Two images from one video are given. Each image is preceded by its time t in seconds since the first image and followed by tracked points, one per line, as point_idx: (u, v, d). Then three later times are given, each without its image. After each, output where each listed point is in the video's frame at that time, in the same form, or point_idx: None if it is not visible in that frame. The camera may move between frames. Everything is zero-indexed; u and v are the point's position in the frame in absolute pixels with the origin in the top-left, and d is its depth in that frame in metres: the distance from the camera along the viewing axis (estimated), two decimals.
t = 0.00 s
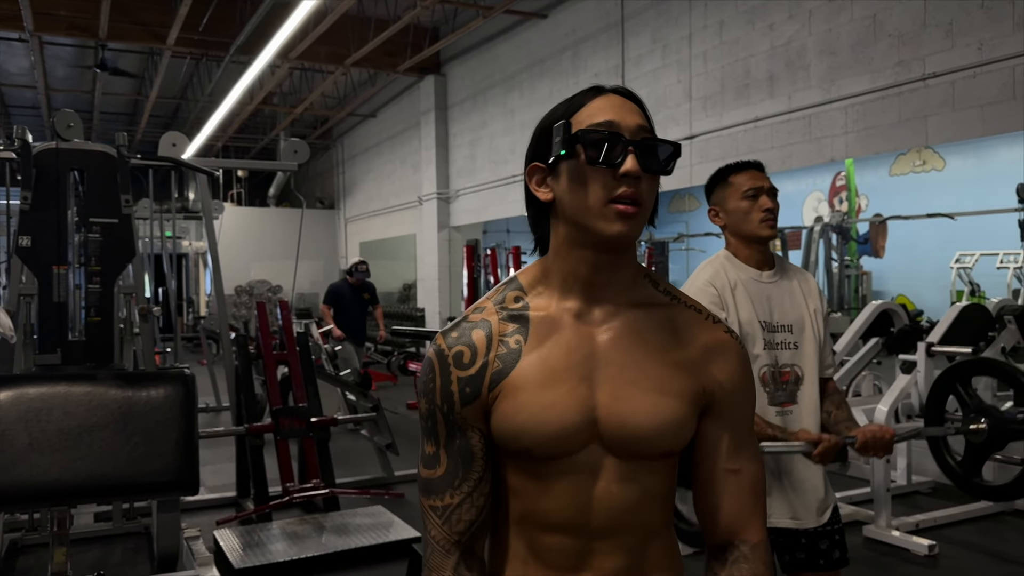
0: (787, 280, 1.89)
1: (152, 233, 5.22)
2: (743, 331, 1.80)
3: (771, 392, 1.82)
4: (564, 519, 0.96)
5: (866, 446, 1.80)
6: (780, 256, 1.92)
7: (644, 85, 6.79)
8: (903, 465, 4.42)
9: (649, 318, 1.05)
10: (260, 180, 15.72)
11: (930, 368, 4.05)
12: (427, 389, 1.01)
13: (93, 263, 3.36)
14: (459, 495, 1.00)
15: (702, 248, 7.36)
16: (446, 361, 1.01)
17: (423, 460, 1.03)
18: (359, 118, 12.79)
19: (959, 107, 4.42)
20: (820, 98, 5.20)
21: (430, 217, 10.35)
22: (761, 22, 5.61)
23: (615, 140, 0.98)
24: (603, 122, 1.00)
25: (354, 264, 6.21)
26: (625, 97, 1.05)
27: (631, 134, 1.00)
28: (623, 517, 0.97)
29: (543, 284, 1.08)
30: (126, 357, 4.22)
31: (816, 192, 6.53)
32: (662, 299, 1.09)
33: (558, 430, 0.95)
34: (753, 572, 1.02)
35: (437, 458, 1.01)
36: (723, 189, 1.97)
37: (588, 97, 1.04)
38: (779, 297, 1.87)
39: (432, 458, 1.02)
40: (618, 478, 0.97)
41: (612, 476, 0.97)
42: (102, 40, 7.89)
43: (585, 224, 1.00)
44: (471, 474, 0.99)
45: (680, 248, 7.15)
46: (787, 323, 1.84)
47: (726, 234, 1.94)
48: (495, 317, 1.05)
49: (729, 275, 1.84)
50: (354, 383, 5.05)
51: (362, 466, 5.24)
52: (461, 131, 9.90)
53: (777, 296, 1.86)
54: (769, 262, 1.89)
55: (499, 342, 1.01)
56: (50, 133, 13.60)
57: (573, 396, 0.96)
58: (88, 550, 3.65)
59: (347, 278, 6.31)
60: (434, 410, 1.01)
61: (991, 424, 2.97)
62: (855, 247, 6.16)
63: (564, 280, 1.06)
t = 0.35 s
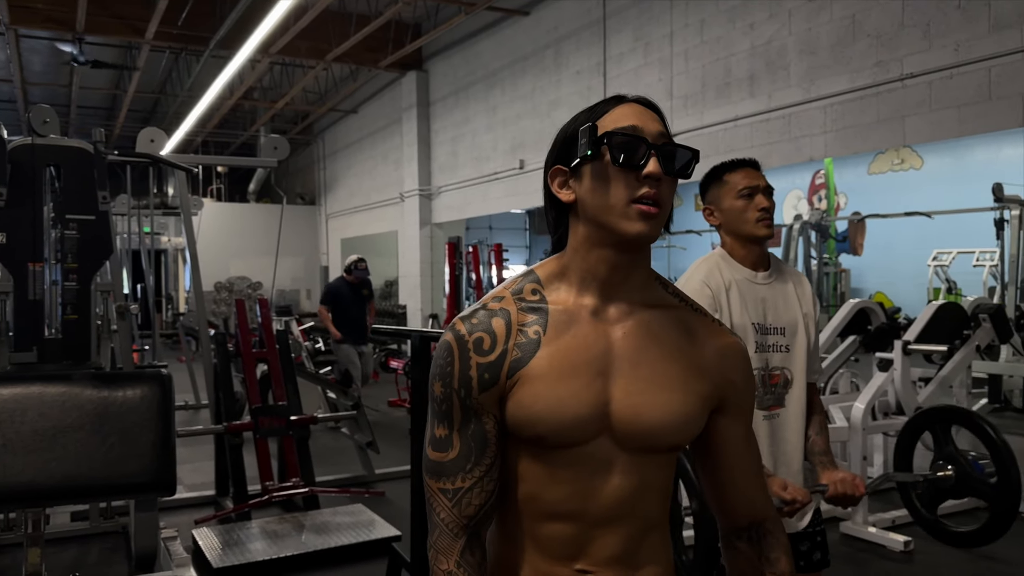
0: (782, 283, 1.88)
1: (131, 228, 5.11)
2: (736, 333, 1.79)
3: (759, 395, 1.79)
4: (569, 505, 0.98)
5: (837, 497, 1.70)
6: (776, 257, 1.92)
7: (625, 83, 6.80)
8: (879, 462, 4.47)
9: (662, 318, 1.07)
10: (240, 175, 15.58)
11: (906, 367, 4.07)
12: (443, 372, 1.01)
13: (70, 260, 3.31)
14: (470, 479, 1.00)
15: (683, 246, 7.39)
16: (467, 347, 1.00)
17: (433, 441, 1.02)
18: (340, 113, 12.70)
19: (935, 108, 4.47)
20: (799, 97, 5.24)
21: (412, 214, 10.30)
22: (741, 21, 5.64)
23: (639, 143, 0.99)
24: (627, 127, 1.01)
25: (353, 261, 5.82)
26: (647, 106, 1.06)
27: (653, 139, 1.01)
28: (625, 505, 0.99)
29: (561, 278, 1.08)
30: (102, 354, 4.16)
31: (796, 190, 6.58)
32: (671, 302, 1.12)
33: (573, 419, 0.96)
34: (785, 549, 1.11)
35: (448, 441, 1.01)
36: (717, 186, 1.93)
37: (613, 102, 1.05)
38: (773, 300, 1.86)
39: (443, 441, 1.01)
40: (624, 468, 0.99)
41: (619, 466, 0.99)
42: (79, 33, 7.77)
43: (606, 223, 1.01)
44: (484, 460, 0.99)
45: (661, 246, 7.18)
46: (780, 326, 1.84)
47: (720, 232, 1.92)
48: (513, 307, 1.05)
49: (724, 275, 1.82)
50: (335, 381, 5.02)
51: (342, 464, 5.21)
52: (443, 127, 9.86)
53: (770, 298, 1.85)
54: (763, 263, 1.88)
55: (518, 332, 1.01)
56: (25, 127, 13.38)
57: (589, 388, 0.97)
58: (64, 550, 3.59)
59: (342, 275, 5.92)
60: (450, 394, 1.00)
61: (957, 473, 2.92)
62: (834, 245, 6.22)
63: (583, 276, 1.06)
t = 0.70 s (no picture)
0: (779, 280, 1.89)
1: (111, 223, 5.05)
2: (733, 332, 1.79)
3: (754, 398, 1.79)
4: (548, 494, 1.00)
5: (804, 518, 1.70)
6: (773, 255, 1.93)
7: (609, 79, 6.82)
8: (859, 458, 4.53)
9: (644, 314, 1.09)
10: (222, 170, 15.45)
11: (886, 362, 4.12)
12: (433, 363, 1.03)
13: (49, 255, 3.28)
14: (461, 466, 1.02)
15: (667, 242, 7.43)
16: (455, 338, 1.02)
17: (423, 430, 1.05)
18: (323, 107, 12.63)
19: (916, 105, 4.52)
20: (782, 95, 5.28)
21: (396, 210, 10.27)
22: (724, 19, 5.67)
23: (617, 144, 1.01)
24: (609, 129, 1.03)
25: (354, 255, 5.84)
26: (628, 110, 1.08)
27: (631, 140, 1.03)
28: (601, 495, 1.01)
29: (548, 275, 1.09)
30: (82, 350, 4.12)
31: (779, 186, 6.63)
32: (654, 301, 1.13)
33: (552, 411, 0.98)
34: (723, 558, 1.09)
35: (438, 429, 1.03)
36: (714, 184, 1.94)
37: (596, 105, 1.07)
38: (770, 300, 1.86)
39: (433, 430, 1.03)
40: (601, 459, 1.01)
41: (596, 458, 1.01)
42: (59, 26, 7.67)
43: (588, 222, 1.03)
44: (472, 448, 1.02)
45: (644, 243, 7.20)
46: (777, 326, 1.84)
47: (720, 229, 1.92)
48: (501, 301, 1.06)
49: (723, 273, 1.82)
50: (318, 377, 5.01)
51: (326, 461, 5.20)
52: (427, 122, 9.84)
53: (768, 298, 1.85)
54: (762, 261, 1.89)
55: (504, 324, 1.03)
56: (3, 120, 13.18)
57: (570, 380, 0.99)
58: (44, 548, 3.56)
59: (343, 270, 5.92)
60: (440, 383, 1.02)
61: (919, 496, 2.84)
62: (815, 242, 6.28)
63: (568, 272, 1.08)
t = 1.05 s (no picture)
0: (758, 274, 1.92)
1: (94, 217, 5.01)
2: (716, 327, 1.81)
3: (736, 391, 1.82)
4: (493, 475, 1.02)
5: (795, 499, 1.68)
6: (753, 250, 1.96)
7: (595, 75, 6.84)
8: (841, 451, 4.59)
9: (578, 302, 1.10)
10: (205, 163, 15.34)
11: (868, 357, 4.17)
12: (375, 362, 1.07)
13: (31, 249, 3.26)
14: (404, 455, 1.05)
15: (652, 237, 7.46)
16: (392, 336, 1.05)
17: (371, 425, 1.08)
18: (308, 101, 12.57)
19: (899, 102, 4.57)
20: (766, 91, 5.33)
21: (382, 204, 10.26)
22: (710, 14, 5.70)
23: (523, 150, 1.03)
24: (518, 134, 1.05)
25: (362, 246, 5.77)
26: (543, 110, 1.11)
27: (536, 142, 1.05)
28: (542, 475, 1.02)
29: (485, 272, 1.12)
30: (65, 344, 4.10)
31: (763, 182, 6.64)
32: (591, 288, 1.14)
33: (484, 397, 1.01)
34: (681, 520, 1.11)
35: (383, 423, 1.07)
36: (697, 180, 1.96)
37: (510, 111, 1.09)
38: (751, 295, 1.89)
39: (379, 424, 1.07)
40: (538, 440, 1.02)
41: (535, 437, 1.02)
42: (40, 17, 7.58)
43: (506, 223, 1.05)
44: (415, 438, 1.05)
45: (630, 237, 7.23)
46: (757, 321, 1.87)
47: (703, 225, 1.95)
48: (439, 301, 1.09)
49: (705, 269, 1.84)
50: (304, 371, 5.02)
51: (311, 455, 5.21)
52: (413, 116, 9.82)
53: (749, 293, 1.88)
54: (743, 256, 1.92)
55: (439, 320, 1.06)
56: None
57: (500, 366, 1.01)
58: (27, 543, 3.55)
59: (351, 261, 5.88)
60: (382, 380, 1.06)
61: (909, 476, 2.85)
62: (799, 238, 6.34)
63: (503, 268, 1.10)
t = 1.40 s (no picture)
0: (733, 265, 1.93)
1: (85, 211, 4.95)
2: (695, 317, 1.83)
3: (719, 376, 1.87)
4: (445, 465, 1.05)
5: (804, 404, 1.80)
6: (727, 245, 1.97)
7: (586, 70, 6.85)
8: (832, 445, 4.62)
9: (523, 295, 1.14)
10: (195, 157, 15.27)
11: (858, 351, 4.20)
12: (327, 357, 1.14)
13: (22, 244, 3.25)
14: (341, 433, 1.13)
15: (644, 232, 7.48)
16: (340, 334, 1.11)
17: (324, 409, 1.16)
18: (299, 95, 12.53)
19: (889, 98, 4.60)
20: (757, 87, 5.36)
21: (373, 198, 10.23)
22: (701, 10, 5.72)
23: (457, 155, 1.08)
24: (455, 139, 1.10)
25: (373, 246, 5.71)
26: (480, 112, 1.15)
27: (471, 146, 1.09)
28: (492, 464, 1.05)
29: (434, 270, 1.17)
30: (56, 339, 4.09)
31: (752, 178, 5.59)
32: (539, 280, 1.17)
33: (429, 391, 1.04)
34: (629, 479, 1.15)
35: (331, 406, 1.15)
36: (677, 173, 1.98)
37: (448, 116, 1.14)
38: (727, 282, 1.90)
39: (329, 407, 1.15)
40: (487, 431, 1.05)
41: (485, 429, 1.05)
42: (29, 9, 7.53)
43: (446, 225, 1.10)
44: (354, 423, 1.12)
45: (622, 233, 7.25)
46: (735, 308, 1.88)
47: (678, 219, 1.96)
48: (388, 298, 1.15)
49: (679, 262, 1.86)
50: (295, 366, 5.02)
51: (304, 450, 5.21)
52: (404, 111, 9.80)
53: (725, 281, 1.90)
54: (716, 248, 1.93)
55: (385, 318, 1.11)
56: None
57: (443, 362, 1.06)
58: (18, 538, 3.54)
59: (359, 258, 5.85)
60: (333, 374, 1.13)
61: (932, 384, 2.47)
62: (789, 233, 6.37)
63: (450, 266, 1.15)
